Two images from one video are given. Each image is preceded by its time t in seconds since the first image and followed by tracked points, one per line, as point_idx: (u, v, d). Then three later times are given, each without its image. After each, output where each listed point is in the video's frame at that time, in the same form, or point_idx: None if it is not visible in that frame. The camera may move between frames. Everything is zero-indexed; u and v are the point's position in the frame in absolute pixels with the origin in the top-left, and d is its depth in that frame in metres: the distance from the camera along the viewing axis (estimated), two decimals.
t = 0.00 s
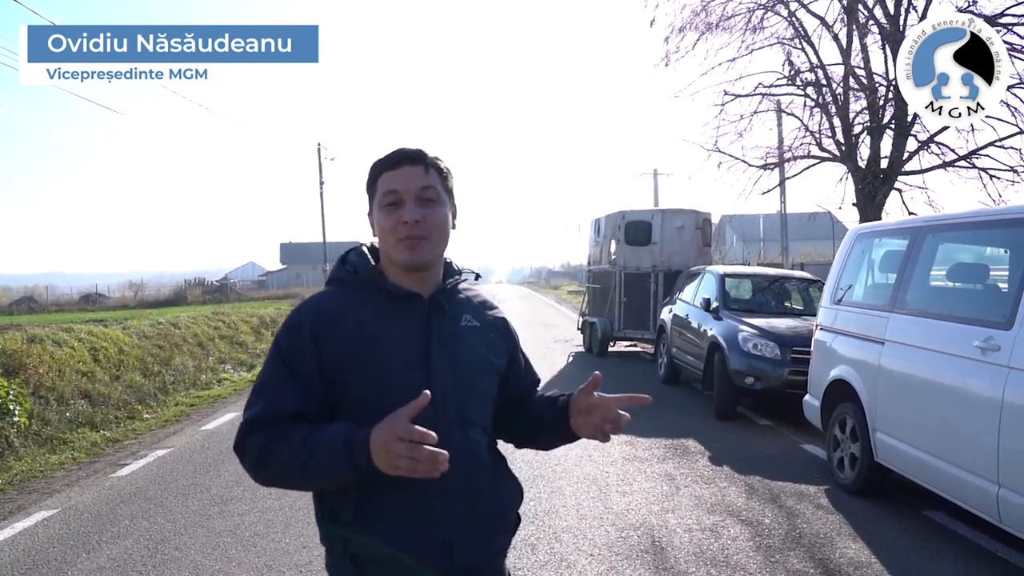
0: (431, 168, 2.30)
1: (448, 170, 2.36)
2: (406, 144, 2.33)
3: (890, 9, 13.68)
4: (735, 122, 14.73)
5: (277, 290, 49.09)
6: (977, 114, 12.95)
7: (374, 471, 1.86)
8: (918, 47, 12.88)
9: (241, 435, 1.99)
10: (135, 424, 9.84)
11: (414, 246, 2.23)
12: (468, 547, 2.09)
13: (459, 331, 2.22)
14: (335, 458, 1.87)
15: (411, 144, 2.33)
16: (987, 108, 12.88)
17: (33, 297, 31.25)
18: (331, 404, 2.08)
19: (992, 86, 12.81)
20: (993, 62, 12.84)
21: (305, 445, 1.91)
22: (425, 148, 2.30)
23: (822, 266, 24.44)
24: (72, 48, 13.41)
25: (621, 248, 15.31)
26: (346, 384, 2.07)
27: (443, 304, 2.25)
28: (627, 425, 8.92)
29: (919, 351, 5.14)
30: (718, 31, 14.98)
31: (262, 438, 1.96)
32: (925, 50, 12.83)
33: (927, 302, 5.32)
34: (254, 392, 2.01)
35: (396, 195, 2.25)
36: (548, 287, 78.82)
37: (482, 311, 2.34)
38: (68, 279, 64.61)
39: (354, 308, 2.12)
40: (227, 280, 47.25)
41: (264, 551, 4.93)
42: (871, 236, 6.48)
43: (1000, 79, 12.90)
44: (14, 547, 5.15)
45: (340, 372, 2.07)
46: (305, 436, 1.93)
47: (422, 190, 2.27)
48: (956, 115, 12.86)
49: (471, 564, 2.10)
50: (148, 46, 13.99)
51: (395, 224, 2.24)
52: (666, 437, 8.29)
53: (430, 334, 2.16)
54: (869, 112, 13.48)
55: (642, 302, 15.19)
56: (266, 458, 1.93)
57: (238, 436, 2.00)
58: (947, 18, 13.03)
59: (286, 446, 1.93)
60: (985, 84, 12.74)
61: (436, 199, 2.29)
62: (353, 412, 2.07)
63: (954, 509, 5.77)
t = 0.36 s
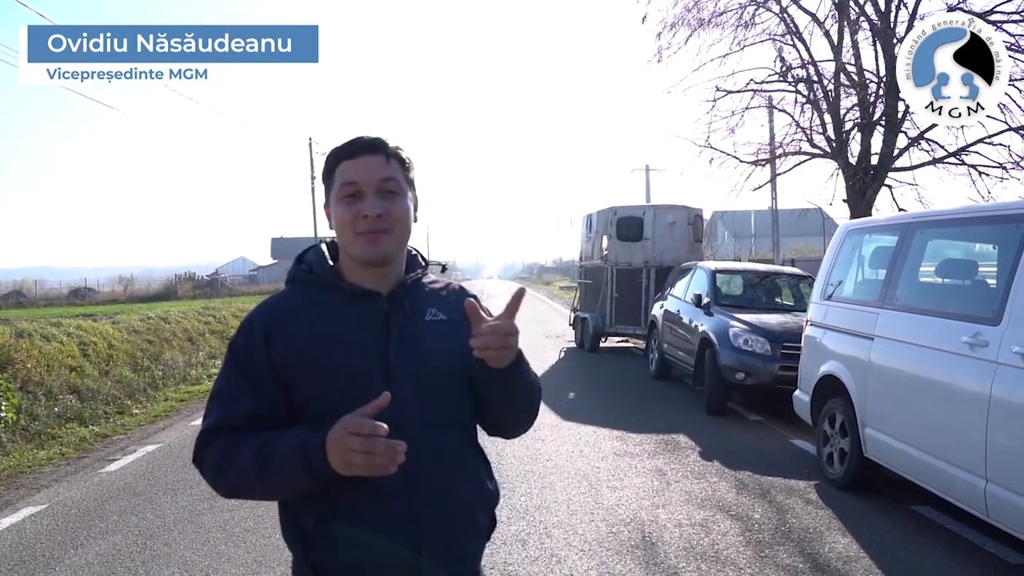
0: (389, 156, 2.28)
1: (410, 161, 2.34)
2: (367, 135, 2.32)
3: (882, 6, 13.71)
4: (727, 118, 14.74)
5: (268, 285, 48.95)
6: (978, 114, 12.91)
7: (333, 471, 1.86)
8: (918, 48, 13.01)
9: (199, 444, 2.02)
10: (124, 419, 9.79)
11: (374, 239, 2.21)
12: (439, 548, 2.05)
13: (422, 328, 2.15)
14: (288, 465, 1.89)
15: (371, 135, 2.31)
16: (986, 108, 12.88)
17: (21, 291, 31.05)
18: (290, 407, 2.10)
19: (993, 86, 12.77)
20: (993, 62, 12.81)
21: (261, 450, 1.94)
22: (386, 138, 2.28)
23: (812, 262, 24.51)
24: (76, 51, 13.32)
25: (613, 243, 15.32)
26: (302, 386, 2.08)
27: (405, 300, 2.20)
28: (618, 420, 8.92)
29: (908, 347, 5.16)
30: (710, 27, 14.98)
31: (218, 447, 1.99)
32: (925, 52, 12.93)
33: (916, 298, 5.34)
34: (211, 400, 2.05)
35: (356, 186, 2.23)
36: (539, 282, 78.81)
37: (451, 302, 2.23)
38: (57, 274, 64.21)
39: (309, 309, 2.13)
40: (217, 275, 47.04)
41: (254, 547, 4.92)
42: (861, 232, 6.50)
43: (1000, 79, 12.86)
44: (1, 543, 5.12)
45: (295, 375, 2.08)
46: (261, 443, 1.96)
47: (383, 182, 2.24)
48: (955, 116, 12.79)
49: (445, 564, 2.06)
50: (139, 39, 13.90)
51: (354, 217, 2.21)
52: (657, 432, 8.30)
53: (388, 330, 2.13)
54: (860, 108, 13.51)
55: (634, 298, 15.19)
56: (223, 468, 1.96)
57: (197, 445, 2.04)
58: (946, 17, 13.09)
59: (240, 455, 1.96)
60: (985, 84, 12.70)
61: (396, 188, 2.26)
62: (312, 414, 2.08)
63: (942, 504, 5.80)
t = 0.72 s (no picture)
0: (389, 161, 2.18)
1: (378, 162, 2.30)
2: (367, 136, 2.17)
3: (874, 7, 13.76)
4: (721, 119, 14.76)
5: (261, 287, 48.79)
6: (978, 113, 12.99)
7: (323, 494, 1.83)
8: (917, 47, 12.96)
9: (167, 471, 1.94)
10: (117, 422, 9.74)
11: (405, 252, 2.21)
12: (429, 550, 2.09)
13: (396, 335, 2.17)
14: (271, 489, 1.85)
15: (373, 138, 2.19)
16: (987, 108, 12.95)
17: (12, 292, 30.84)
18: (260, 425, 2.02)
19: (993, 86, 12.83)
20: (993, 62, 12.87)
21: (239, 476, 1.89)
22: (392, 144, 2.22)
23: (805, 262, 24.58)
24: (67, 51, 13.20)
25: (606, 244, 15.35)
26: (273, 402, 2.00)
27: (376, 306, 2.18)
28: (612, 422, 8.92)
29: (901, 347, 5.17)
30: (703, 28, 15.00)
31: (191, 474, 1.92)
32: (923, 51, 12.90)
33: (908, 299, 5.36)
34: (175, 426, 1.95)
35: (396, 197, 2.16)
36: (533, 283, 78.82)
37: (417, 308, 2.29)
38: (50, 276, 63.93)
39: (274, 322, 2.03)
40: (211, 277, 46.91)
41: (246, 549, 4.90)
42: (853, 233, 6.52)
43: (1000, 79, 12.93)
44: None
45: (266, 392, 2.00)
46: (237, 469, 1.90)
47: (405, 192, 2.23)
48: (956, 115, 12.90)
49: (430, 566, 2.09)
50: (135, 40, 13.91)
51: (398, 229, 2.16)
52: (650, 433, 8.30)
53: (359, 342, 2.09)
54: (852, 109, 13.55)
55: (628, 298, 15.19)
56: (196, 496, 1.90)
57: (165, 472, 1.95)
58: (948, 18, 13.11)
59: (217, 481, 1.89)
60: (985, 84, 12.76)
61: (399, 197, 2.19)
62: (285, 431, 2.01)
63: (935, 503, 5.82)
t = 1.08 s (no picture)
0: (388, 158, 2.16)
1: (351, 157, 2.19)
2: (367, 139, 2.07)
3: (870, 10, 13.82)
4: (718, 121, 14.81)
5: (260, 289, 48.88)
6: (978, 113, 13.03)
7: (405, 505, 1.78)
8: (917, 47, 13.04)
9: (225, 493, 1.67)
10: (115, 424, 9.74)
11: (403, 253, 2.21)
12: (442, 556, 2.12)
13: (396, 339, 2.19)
14: (364, 500, 1.73)
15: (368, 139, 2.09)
16: (986, 108, 12.99)
17: (11, 294, 30.90)
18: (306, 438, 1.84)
19: (992, 86, 12.86)
20: (993, 62, 12.87)
21: (325, 486, 1.72)
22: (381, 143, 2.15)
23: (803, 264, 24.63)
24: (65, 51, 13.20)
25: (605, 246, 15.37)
26: (326, 412, 1.86)
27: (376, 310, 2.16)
28: (611, 423, 8.93)
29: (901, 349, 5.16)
30: (700, 30, 15.04)
31: (259, 495, 1.68)
32: (923, 50, 12.96)
33: (906, 300, 5.36)
34: (233, 443, 1.69)
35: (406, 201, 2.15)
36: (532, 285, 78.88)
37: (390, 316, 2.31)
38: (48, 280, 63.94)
39: (321, 324, 1.91)
40: (210, 279, 46.89)
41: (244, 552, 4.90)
42: (851, 234, 6.53)
43: (1000, 79, 12.96)
44: None
45: (320, 401, 1.85)
46: (318, 481, 1.73)
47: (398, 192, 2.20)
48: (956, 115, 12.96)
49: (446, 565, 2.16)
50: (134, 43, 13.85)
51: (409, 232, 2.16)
52: (650, 434, 8.30)
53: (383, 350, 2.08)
54: (850, 111, 13.59)
55: (626, 300, 15.20)
56: (273, 517, 1.68)
57: (219, 495, 1.67)
58: (947, 17, 13.18)
59: (297, 497, 1.70)
60: (985, 84, 12.78)
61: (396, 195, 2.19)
62: (333, 444, 1.88)
63: (933, 505, 5.82)
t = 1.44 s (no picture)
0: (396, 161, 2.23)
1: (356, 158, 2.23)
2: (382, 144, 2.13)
3: (870, 11, 13.83)
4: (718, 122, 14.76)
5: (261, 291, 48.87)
6: (978, 113, 13.03)
7: (454, 492, 1.98)
8: (917, 47, 13.06)
9: (295, 496, 1.74)
10: (116, 427, 9.73)
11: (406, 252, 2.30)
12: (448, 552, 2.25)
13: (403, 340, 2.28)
14: (423, 489, 1.91)
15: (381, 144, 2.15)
16: (986, 108, 12.99)
17: (11, 296, 30.85)
18: (349, 435, 1.92)
19: (992, 86, 12.86)
20: (993, 62, 12.88)
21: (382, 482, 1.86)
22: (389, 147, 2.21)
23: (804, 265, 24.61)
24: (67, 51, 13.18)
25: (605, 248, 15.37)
26: (366, 407, 1.94)
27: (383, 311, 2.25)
28: (611, 425, 8.92)
29: (901, 350, 5.17)
30: (700, 32, 15.06)
31: (327, 495, 1.76)
32: (923, 50, 12.99)
33: (906, 301, 5.36)
34: (297, 445, 1.75)
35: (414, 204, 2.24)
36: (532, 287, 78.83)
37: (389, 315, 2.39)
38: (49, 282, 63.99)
39: (358, 328, 1.99)
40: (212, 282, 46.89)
41: (245, 554, 4.89)
42: (851, 236, 6.53)
43: (1000, 79, 12.97)
44: None
45: (362, 399, 1.93)
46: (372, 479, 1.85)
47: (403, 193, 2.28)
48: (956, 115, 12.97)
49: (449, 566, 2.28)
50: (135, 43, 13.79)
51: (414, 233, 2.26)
52: (651, 436, 8.31)
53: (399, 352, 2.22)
54: (850, 112, 13.59)
55: (626, 302, 15.20)
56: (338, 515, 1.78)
57: (290, 497, 1.74)
58: (947, 18, 13.18)
59: (362, 492, 1.81)
60: (985, 84, 12.78)
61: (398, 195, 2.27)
62: (371, 440, 1.95)
63: (934, 506, 5.82)
